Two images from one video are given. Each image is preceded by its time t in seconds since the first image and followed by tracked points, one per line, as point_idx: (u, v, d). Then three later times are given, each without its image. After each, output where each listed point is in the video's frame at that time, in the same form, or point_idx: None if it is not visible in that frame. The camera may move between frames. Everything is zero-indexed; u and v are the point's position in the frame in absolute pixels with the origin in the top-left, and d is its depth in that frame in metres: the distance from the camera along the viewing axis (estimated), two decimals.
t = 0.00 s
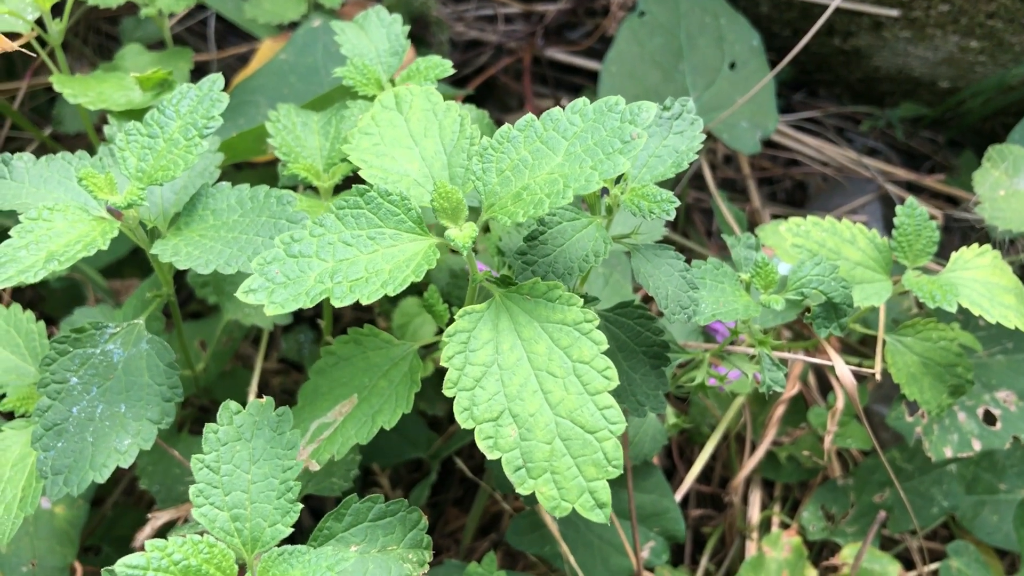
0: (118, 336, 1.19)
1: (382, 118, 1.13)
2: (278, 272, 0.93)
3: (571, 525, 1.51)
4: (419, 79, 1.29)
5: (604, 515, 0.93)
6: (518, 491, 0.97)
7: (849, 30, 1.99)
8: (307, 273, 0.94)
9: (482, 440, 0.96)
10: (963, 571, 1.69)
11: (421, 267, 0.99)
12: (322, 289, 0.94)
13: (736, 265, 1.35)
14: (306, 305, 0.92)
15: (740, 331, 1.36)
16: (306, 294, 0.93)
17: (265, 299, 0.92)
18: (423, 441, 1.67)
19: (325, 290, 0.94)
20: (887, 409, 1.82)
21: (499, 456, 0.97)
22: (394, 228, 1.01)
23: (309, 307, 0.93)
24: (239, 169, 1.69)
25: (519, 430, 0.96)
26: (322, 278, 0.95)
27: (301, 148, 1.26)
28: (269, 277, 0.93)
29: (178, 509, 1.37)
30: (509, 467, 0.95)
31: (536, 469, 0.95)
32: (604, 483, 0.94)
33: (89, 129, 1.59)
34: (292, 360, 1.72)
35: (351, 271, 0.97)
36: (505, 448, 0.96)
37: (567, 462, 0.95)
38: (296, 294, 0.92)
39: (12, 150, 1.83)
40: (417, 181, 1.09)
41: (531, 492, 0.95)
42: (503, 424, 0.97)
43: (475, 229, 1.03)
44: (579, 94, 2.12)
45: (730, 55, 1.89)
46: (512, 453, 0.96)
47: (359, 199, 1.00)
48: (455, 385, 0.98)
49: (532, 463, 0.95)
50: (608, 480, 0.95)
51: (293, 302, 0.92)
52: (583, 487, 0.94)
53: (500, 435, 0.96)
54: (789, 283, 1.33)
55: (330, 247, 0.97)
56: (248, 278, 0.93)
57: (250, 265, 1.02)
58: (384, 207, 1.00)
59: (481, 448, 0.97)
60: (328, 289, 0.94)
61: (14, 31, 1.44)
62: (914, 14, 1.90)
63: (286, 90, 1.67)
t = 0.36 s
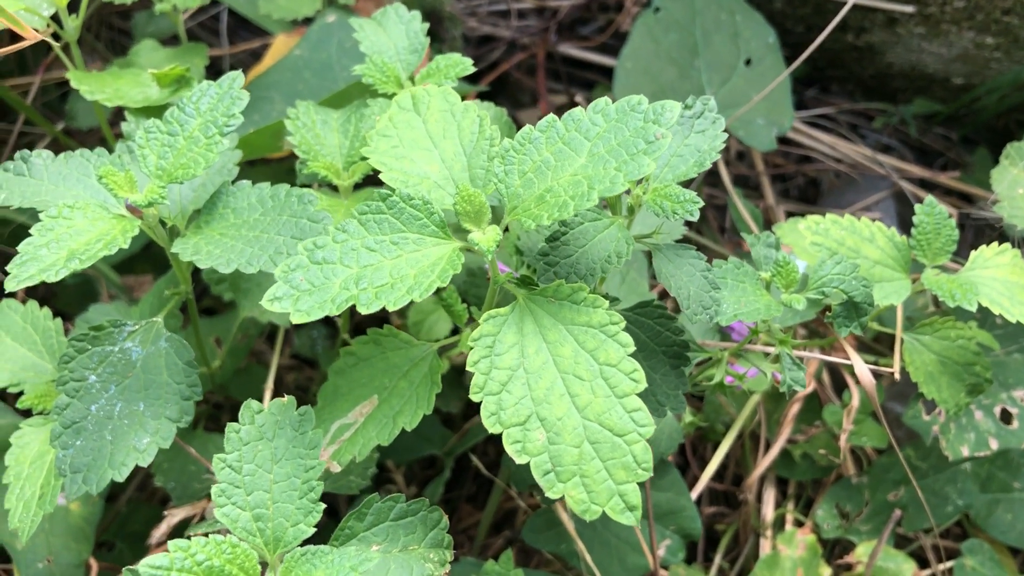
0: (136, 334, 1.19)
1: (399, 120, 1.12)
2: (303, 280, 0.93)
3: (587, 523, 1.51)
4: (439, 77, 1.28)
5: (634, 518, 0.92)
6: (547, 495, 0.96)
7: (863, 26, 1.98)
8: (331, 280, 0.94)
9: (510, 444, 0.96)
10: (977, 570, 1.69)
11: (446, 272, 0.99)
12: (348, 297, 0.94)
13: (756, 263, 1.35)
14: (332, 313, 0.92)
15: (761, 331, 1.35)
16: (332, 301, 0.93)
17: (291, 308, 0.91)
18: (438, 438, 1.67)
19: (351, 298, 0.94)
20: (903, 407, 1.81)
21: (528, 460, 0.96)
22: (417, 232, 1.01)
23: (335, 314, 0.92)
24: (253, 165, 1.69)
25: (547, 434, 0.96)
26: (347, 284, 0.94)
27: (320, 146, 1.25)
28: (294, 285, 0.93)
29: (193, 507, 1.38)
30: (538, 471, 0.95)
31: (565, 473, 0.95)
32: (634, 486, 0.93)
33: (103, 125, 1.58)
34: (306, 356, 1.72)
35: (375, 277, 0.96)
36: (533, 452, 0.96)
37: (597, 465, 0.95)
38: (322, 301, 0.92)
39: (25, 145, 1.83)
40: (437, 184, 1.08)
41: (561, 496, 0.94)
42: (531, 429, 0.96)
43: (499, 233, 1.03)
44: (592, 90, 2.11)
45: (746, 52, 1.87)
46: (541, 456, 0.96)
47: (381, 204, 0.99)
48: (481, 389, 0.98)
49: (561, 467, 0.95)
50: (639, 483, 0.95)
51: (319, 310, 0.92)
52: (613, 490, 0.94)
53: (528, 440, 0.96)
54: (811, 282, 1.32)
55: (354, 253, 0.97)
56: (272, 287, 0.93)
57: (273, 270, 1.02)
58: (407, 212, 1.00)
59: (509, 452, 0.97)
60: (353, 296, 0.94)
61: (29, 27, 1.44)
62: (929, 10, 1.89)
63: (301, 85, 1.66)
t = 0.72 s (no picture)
0: (124, 334, 1.17)
1: (392, 115, 1.10)
2: (289, 276, 0.91)
3: (584, 526, 1.49)
4: (433, 72, 1.26)
5: (625, 522, 0.91)
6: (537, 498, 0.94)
7: (866, 21, 1.95)
8: (318, 276, 0.92)
9: (499, 445, 0.94)
10: (979, 572, 1.66)
11: (436, 269, 0.97)
12: (334, 293, 0.91)
13: (756, 263, 1.33)
14: (318, 310, 0.89)
15: (760, 332, 1.33)
16: (318, 298, 0.90)
17: (275, 304, 0.89)
18: (434, 438, 1.66)
19: (337, 294, 0.92)
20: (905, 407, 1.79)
21: (518, 462, 0.94)
22: (408, 228, 0.99)
23: (321, 311, 0.90)
24: (247, 161, 1.67)
25: (538, 435, 0.94)
26: (334, 280, 0.92)
27: (312, 142, 1.23)
28: (280, 281, 0.90)
29: (185, 508, 1.35)
30: (527, 473, 0.93)
31: (555, 475, 0.93)
32: (626, 489, 0.91)
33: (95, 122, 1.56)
34: (300, 354, 1.70)
35: (363, 273, 0.94)
36: (524, 453, 0.94)
37: (588, 468, 0.92)
38: (308, 298, 0.90)
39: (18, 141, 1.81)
40: (429, 180, 1.06)
41: (551, 498, 0.92)
42: (521, 430, 0.94)
43: (490, 229, 1.00)
44: (591, 85, 2.09)
45: (747, 47, 1.84)
46: (531, 458, 0.93)
47: (371, 199, 0.97)
48: (470, 389, 0.96)
49: (551, 469, 0.93)
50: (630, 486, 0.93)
51: (305, 306, 0.90)
52: (604, 494, 0.91)
53: (518, 441, 0.94)
54: (810, 282, 1.30)
55: (342, 249, 0.94)
56: (258, 282, 0.91)
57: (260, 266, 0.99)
58: (397, 208, 0.98)
59: (498, 454, 0.95)
60: (340, 292, 0.92)
61: (19, 22, 1.42)
62: (933, 5, 1.86)
63: (296, 81, 1.64)
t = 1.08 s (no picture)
0: (125, 331, 1.16)
1: (396, 109, 1.09)
2: (293, 270, 0.90)
3: (587, 523, 1.49)
4: (434, 67, 1.25)
5: (635, 518, 0.89)
6: (544, 494, 0.93)
7: (869, 15, 1.93)
8: (322, 270, 0.91)
9: (506, 441, 0.93)
10: (984, 568, 1.66)
11: (440, 263, 0.96)
12: (338, 287, 0.91)
13: (760, 258, 1.33)
14: (322, 304, 0.89)
15: (765, 327, 1.32)
16: (322, 292, 0.90)
17: (279, 298, 0.89)
18: (436, 435, 1.65)
19: (341, 288, 0.91)
20: (909, 403, 1.78)
21: (523, 458, 0.94)
22: (412, 222, 0.98)
23: (325, 305, 0.89)
24: (248, 159, 1.66)
25: (544, 431, 0.93)
26: (338, 275, 0.92)
27: (313, 138, 1.22)
28: (283, 275, 0.90)
29: (187, 506, 1.35)
30: (534, 469, 0.92)
31: (562, 471, 0.92)
32: (634, 485, 0.90)
33: (95, 119, 1.56)
34: (302, 351, 1.69)
35: (367, 268, 0.93)
36: (529, 449, 0.93)
37: (595, 463, 0.91)
38: (312, 292, 0.89)
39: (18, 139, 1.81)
40: (433, 174, 1.05)
41: (558, 495, 0.91)
42: (528, 425, 0.94)
43: (495, 224, 1.00)
44: (594, 81, 2.08)
45: (750, 42, 1.83)
46: (537, 454, 0.93)
47: (376, 192, 0.96)
48: (476, 385, 0.95)
49: (558, 465, 0.92)
50: (638, 482, 0.91)
51: (308, 300, 0.89)
52: (611, 490, 0.90)
53: (523, 437, 0.93)
54: (815, 277, 1.28)
55: (346, 243, 0.94)
56: (261, 277, 0.90)
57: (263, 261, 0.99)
58: (401, 201, 0.97)
59: (504, 450, 0.94)
60: (344, 287, 0.91)
61: (18, 19, 1.41)
62: None
63: (297, 78, 1.64)
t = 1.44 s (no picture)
0: (115, 333, 1.16)
1: (387, 109, 1.08)
2: (281, 273, 0.90)
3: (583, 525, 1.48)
4: (426, 67, 1.24)
5: (623, 524, 0.89)
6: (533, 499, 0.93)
7: (867, 13, 1.92)
8: (311, 274, 0.91)
9: (495, 446, 0.92)
10: (984, 568, 1.65)
11: (430, 267, 0.95)
12: (327, 291, 0.90)
13: (756, 258, 1.32)
14: (310, 308, 0.88)
15: (760, 328, 1.32)
16: (310, 296, 0.89)
17: (267, 302, 0.88)
18: (432, 436, 1.65)
19: (330, 292, 0.90)
20: (908, 402, 1.77)
21: (514, 462, 0.93)
22: (402, 225, 0.97)
23: (313, 310, 0.89)
24: (243, 158, 1.65)
25: (534, 436, 0.93)
26: (326, 279, 0.91)
27: (305, 138, 1.21)
28: (272, 278, 0.89)
29: (180, 510, 1.35)
30: (524, 474, 0.92)
31: (552, 477, 0.91)
32: (624, 491, 0.90)
33: (88, 119, 1.55)
34: (297, 352, 1.68)
35: (356, 271, 0.92)
36: (520, 454, 0.92)
37: (585, 469, 0.91)
38: (300, 296, 0.89)
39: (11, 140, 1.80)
40: (424, 176, 1.04)
41: (547, 500, 0.91)
42: (518, 430, 0.93)
43: (486, 227, 0.99)
44: (590, 79, 2.06)
45: (746, 40, 1.82)
46: (527, 459, 0.92)
47: (365, 195, 0.96)
48: (466, 389, 0.94)
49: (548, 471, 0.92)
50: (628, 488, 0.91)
51: (296, 304, 0.88)
52: (601, 496, 0.90)
53: (514, 441, 0.93)
54: (811, 278, 1.28)
55: (335, 246, 0.93)
56: (249, 280, 0.89)
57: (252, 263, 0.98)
58: (392, 204, 0.96)
59: (494, 455, 0.93)
60: (333, 291, 0.90)
61: (9, 18, 1.39)
62: None
63: (290, 77, 1.62)
